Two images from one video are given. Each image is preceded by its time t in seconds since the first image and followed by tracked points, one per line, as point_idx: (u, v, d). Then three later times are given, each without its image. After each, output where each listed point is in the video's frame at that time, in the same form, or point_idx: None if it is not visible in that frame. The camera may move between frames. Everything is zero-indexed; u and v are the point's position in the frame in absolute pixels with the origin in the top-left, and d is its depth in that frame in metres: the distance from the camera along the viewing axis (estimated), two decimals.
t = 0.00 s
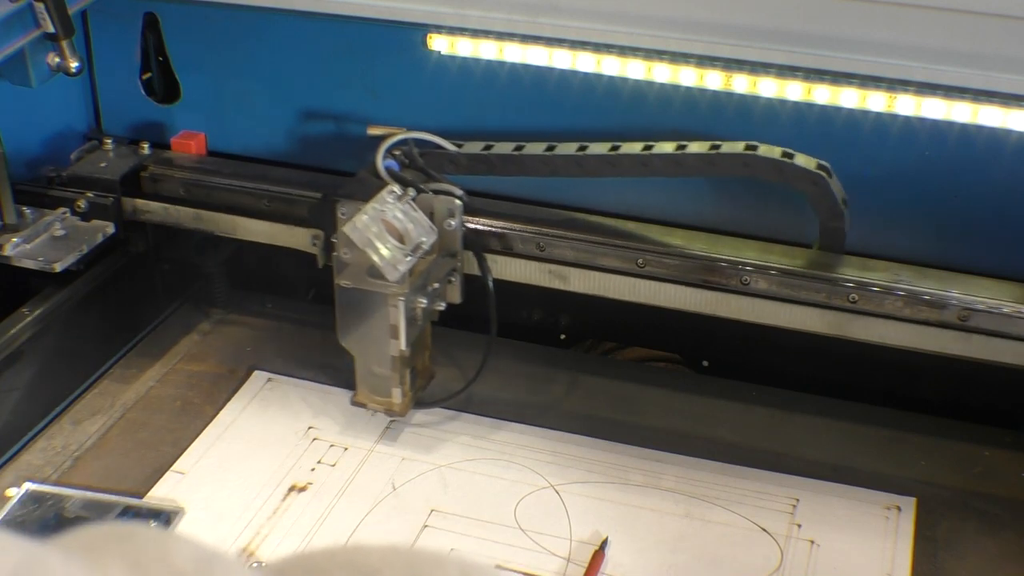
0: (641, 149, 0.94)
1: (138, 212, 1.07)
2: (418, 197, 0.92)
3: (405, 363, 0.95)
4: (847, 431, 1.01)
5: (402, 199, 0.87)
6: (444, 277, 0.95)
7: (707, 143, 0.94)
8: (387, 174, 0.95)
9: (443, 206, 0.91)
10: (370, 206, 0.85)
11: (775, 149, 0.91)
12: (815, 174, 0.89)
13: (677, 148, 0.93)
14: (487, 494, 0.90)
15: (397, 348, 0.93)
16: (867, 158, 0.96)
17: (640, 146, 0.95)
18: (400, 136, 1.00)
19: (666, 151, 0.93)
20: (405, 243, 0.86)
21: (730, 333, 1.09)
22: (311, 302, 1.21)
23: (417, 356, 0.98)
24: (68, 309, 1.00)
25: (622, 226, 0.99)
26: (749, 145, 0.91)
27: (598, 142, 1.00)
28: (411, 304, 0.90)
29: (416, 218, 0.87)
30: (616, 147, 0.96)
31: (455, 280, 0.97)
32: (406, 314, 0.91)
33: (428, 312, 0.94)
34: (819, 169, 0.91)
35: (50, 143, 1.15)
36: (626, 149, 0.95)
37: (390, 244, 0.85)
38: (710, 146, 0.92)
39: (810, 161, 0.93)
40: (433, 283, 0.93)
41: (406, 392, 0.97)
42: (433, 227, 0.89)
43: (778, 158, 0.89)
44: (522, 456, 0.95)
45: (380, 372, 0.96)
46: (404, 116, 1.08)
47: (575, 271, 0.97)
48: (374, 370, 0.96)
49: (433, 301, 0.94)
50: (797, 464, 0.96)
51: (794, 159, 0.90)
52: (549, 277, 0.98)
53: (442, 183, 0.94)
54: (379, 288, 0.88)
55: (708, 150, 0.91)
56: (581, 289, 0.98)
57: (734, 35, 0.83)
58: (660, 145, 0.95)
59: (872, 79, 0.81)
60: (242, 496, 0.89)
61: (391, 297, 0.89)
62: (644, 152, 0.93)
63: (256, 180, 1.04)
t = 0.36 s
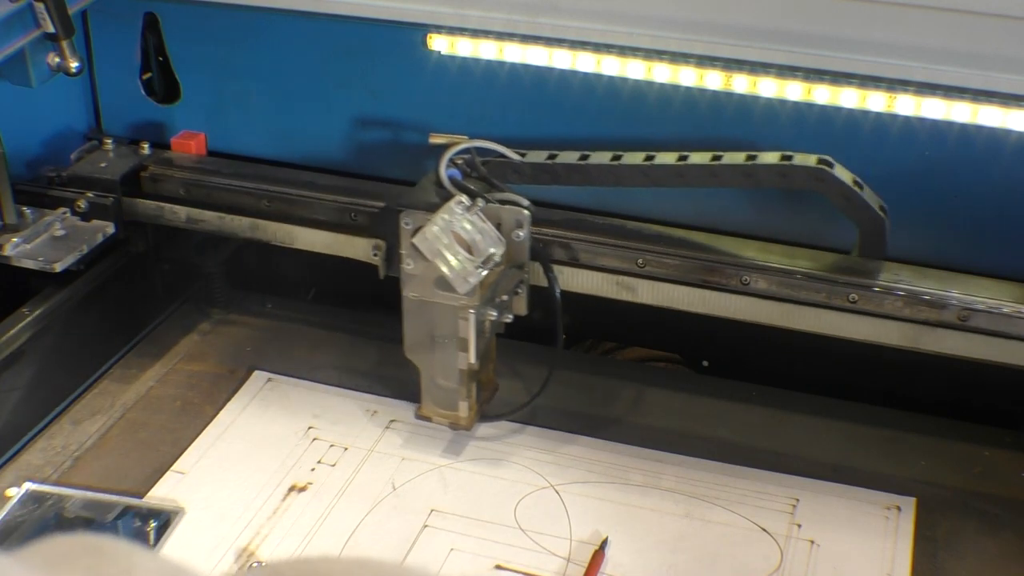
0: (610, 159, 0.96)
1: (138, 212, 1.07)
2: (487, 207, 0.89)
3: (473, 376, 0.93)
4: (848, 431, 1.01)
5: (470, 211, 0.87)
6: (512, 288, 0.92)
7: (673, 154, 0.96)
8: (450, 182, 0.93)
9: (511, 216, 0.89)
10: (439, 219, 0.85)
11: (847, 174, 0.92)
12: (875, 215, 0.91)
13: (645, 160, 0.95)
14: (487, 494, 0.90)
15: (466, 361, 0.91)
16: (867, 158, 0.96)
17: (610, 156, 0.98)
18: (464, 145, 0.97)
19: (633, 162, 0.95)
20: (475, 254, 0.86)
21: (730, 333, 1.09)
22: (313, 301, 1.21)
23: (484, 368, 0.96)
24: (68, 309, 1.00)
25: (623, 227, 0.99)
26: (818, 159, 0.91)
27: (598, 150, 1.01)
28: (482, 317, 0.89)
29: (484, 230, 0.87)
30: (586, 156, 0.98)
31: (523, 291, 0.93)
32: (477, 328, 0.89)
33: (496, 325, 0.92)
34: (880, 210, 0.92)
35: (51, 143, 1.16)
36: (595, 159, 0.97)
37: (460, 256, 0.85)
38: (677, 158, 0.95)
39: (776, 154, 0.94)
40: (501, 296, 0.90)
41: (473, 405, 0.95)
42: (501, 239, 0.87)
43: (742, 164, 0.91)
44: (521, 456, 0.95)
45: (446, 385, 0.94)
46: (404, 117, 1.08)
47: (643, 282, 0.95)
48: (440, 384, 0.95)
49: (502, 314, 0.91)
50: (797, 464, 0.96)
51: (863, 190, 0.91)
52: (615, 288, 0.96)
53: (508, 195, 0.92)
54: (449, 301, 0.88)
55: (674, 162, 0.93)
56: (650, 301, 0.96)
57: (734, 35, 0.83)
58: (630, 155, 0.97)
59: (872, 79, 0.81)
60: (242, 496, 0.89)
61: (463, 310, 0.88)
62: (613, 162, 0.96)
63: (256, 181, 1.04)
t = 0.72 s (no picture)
0: (606, 163, 0.96)
1: (139, 212, 1.07)
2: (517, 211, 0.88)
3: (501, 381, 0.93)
4: (849, 431, 1.01)
5: (500, 216, 0.85)
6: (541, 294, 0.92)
7: (669, 158, 0.96)
8: (479, 187, 0.92)
9: (541, 221, 0.87)
10: (468, 225, 0.85)
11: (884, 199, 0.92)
12: (896, 231, 0.91)
13: (641, 163, 0.95)
14: (487, 494, 0.90)
15: (496, 366, 0.91)
16: (867, 158, 0.96)
17: (606, 159, 0.97)
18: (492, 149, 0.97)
19: (629, 165, 0.94)
20: (506, 260, 0.85)
21: (730, 333, 1.09)
22: (313, 301, 1.20)
23: (513, 373, 0.96)
24: (69, 309, 1.00)
25: (623, 227, 0.99)
26: (852, 167, 0.90)
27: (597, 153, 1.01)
28: (512, 322, 0.89)
29: (514, 236, 0.85)
30: (582, 160, 0.98)
31: (551, 297, 0.92)
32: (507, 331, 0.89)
33: (524, 331, 0.92)
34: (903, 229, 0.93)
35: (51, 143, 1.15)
36: (591, 162, 0.97)
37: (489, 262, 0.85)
38: (674, 162, 0.94)
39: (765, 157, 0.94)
40: (530, 301, 0.90)
41: (500, 411, 0.95)
42: (530, 244, 0.85)
43: (739, 169, 0.91)
44: (521, 456, 0.95)
45: (473, 390, 0.94)
46: (404, 117, 1.08)
47: (669, 287, 0.95)
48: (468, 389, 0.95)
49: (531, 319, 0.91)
50: (797, 464, 0.96)
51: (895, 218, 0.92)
52: (647, 294, 0.96)
53: (538, 200, 0.90)
54: (479, 306, 0.88)
55: (670, 166, 0.93)
56: (681, 306, 0.96)
57: (734, 35, 0.83)
58: (625, 160, 0.97)
59: (872, 78, 0.81)
60: (242, 496, 0.89)
61: (492, 314, 0.88)
62: (609, 166, 0.95)
63: (257, 180, 1.04)
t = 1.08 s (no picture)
0: (606, 163, 0.96)
1: (139, 212, 1.07)
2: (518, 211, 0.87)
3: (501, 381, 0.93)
4: (848, 431, 1.01)
5: (500, 216, 0.85)
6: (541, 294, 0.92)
7: (669, 158, 0.96)
8: (480, 187, 0.92)
9: (541, 221, 0.87)
10: (468, 225, 0.85)
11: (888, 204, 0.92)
12: (897, 231, 0.91)
13: (642, 163, 0.95)
14: (487, 494, 0.90)
15: (496, 366, 0.91)
16: (867, 158, 0.96)
17: (606, 159, 0.97)
18: (492, 150, 0.97)
19: (629, 165, 0.94)
20: (506, 260, 0.85)
21: (730, 333, 1.09)
22: (313, 301, 1.20)
23: (513, 373, 0.96)
24: (68, 309, 1.00)
25: (624, 227, 0.99)
26: (852, 167, 0.90)
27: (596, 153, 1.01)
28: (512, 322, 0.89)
29: (514, 235, 0.85)
30: (582, 160, 0.98)
31: (552, 296, 0.92)
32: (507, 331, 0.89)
33: (524, 331, 0.92)
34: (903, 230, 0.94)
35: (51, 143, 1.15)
36: (591, 162, 0.97)
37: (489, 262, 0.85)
38: (674, 162, 0.94)
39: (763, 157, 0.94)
40: (530, 301, 0.90)
41: (501, 411, 0.95)
42: (530, 244, 0.85)
43: (739, 169, 0.91)
44: (522, 456, 0.95)
45: (473, 390, 0.94)
46: (404, 117, 1.08)
47: (669, 287, 0.95)
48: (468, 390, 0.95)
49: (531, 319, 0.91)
50: (797, 464, 0.96)
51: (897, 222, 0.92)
52: (646, 293, 0.96)
53: (538, 200, 0.90)
54: (479, 306, 0.88)
55: (670, 166, 0.93)
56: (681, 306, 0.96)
57: (734, 35, 0.83)
58: (625, 159, 0.97)
59: (872, 78, 0.81)
60: (242, 496, 0.89)
61: (492, 314, 0.88)
62: (609, 166, 0.95)
63: (257, 180, 1.04)
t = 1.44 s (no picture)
0: (606, 163, 0.96)
1: (138, 212, 1.07)
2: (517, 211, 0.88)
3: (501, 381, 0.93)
4: (848, 431, 1.01)
5: (500, 216, 0.85)
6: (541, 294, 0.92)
7: (669, 158, 0.96)
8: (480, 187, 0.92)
9: (541, 220, 0.87)
10: (469, 225, 0.85)
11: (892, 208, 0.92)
12: (896, 231, 0.91)
13: (641, 163, 0.95)
14: (487, 494, 0.90)
15: (496, 366, 0.91)
16: (867, 158, 0.96)
17: (606, 159, 0.97)
18: (492, 150, 0.97)
19: (629, 165, 0.94)
20: (506, 260, 0.85)
21: (731, 333, 1.09)
22: (312, 301, 1.20)
23: (512, 373, 0.96)
24: (68, 309, 1.00)
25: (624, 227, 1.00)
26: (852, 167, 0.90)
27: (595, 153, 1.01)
28: (512, 322, 0.89)
29: (514, 235, 0.85)
30: (582, 160, 0.98)
31: (552, 296, 0.92)
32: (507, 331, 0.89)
33: (525, 330, 0.92)
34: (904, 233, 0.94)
35: (51, 143, 1.15)
36: (591, 162, 0.97)
37: (489, 262, 0.85)
38: (674, 162, 0.94)
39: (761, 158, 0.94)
40: (530, 301, 0.90)
41: (501, 411, 0.95)
42: (530, 244, 0.85)
43: (739, 169, 0.91)
44: (522, 456, 0.95)
45: (473, 390, 0.94)
46: (404, 117, 1.08)
47: (671, 287, 0.95)
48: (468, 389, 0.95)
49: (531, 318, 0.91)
50: (798, 464, 0.96)
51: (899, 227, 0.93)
52: (647, 293, 0.96)
53: (537, 200, 0.90)
54: (479, 305, 0.88)
55: (670, 166, 0.93)
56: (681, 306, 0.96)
57: (734, 36, 0.83)
58: (625, 159, 0.97)
59: (872, 78, 0.81)
60: (242, 496, 0.89)
61: (492, 315, 0.88)
62: (609, 166, 0.95)
63: (256, 180, 1.04)
